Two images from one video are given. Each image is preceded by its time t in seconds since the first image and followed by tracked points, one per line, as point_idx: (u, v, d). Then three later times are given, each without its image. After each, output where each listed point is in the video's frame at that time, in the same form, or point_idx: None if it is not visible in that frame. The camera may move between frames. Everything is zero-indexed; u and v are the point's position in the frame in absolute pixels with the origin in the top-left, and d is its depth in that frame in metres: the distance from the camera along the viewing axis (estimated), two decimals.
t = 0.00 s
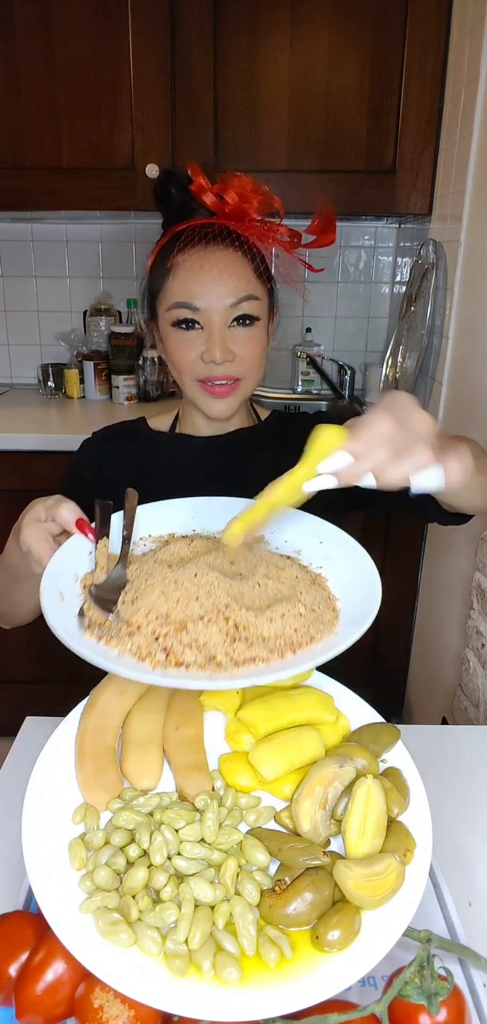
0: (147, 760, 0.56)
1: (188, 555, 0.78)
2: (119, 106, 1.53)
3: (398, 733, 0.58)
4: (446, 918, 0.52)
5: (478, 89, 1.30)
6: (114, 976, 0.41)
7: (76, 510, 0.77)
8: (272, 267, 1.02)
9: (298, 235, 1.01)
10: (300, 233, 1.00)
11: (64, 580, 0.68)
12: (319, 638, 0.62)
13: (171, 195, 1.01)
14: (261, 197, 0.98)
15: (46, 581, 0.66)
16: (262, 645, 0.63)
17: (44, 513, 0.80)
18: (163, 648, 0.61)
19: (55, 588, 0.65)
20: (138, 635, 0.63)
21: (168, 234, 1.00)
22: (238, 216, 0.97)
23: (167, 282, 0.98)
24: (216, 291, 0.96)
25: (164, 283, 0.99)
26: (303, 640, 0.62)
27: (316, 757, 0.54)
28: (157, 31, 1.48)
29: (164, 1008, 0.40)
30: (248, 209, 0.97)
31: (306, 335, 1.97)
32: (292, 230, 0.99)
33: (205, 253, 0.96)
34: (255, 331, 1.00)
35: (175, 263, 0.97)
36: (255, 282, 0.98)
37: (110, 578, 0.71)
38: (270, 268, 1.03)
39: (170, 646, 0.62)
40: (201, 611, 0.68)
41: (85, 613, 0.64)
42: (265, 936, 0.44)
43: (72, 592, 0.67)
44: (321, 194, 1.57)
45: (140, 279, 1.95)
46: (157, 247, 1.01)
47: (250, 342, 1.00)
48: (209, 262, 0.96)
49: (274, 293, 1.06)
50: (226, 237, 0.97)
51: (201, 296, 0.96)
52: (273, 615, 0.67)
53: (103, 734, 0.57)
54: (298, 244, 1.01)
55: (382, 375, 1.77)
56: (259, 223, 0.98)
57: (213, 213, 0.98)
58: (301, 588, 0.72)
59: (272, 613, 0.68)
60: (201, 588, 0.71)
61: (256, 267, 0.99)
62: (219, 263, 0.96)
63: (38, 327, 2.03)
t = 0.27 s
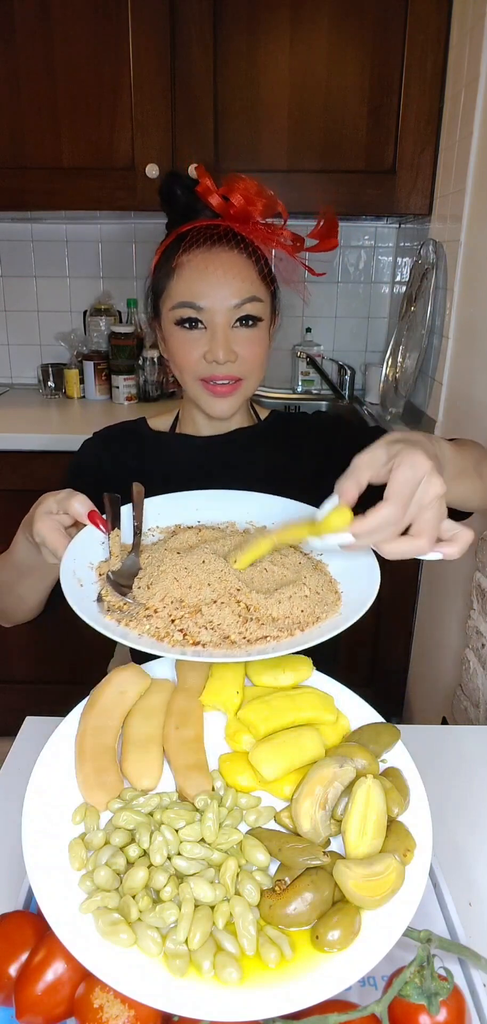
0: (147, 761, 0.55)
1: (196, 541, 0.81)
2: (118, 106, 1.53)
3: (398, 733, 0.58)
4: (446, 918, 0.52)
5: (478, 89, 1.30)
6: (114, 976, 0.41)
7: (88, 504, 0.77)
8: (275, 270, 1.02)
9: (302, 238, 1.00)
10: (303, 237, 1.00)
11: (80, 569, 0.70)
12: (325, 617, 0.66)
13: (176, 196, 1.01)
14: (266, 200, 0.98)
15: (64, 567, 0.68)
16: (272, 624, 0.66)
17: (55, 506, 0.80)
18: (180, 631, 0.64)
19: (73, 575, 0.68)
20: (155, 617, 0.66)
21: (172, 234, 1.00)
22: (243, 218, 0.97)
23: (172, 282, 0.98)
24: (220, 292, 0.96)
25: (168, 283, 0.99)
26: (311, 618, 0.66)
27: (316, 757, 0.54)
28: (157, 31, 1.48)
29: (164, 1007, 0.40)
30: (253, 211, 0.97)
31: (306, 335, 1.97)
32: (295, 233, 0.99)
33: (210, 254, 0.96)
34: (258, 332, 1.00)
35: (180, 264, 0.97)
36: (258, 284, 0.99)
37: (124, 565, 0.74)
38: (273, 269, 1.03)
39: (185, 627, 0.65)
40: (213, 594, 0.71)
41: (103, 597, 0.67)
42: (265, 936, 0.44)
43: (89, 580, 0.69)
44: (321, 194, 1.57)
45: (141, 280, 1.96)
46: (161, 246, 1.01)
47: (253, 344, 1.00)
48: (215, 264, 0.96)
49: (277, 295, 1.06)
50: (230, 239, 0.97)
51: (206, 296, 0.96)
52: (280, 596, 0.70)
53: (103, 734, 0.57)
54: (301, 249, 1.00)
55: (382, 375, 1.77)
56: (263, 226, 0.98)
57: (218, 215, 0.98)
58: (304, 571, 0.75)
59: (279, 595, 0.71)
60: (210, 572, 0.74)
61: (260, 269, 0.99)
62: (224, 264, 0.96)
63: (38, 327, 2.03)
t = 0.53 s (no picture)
0: (146, 761, 0.55)
1: (196, 547, 0.82)
2: (118, 106, 1.53)
3: (398, 733, 0.58)
4: (446, 917, 0.52)
5: (478, 89, 1.30)
6: (114, 976, 0.41)
7: (90, 510, 0.79)
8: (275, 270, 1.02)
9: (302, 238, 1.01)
10: (304, 236, 1.00)
11: (85, 572, 0.70)
12: (325, 618, 0.67)
13: (176, 196, 1.01)
14: (266, 200, 0.98)
15: (69, 572, 0.68)
16: (273, 627, 0.67)
17: (57, 512, 0.81)
18: (184, 634, 0.65)
19: (77, 579, 0.68)
20: (158, 619, 0.67)
21: (172, 234, 1.00)
22: (243, 218, 0.97)
23: (172, 283, 0.98)
24: (221, 294, 0.96)
25: (169, 284, 0.99)
26: (311, 620, 0.67)
27: (316, 757, 0.54)
28: (157, 31, 1.48)
29: (164, 1008, 0.40)
30: (253, 211, 0.97)
31: (306, 335, 1.97)
32: (295, 232, 0.99)
33: (210, 255, 0.96)
34: (259, 334, 1.00)
35: (180, 266, 0.97)
36: (258, 284, 0.99)
37: (128, 569, 0.74)
38: (273, 269, 1.04)
39: (188, 630, 0.66)
40: (214, 599, 0.72)
41: (108, 600, 0.67)
42: (265, 936, 0.44)
43: (93, 585, 0.69)
44: (321, 194, 1.57)
45: (141, 280, 1.96)
46: (161, 247, 1.01)
47: (254, 345, 1.00)
48: (216, 265, 0.96)
49: (277, 296, 1.06)
50: (230, 239, 0.97)
51: (207, 298, 0.96)
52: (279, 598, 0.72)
53: (103, 734, 0.57)
54: (301, 249, 1.00)
55: (382, 375, 1.77)
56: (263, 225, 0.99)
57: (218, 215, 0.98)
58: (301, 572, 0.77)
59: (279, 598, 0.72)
60: (210, 578, 0.75)
61: (260, 269, 0.99)
62: (225, 265, 0.96)
63: (38, 327, 2.03)
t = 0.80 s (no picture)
0: (146, 762, 0.55)
1: (197, 548, 0.82)
2: (119, 106, 1.53)
3: (398, 733, 0.58)
4: (446, 918, 0.52)
5: (478, 90, 1.30)
6: (114, 976, 0.41)
7: (91, 512, 0.79)
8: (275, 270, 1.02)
9: (302, 238, 1.01)
10: (304, 236, 1.01)
11: (87, 573, 0.70)
12: (327, 615, 0.66)
13: (175, 195, 1.01)
14: (266, 199, 0.98)
15: (72, 574, 0.68)
16: (275, 624, 0.67)
17: (58, 514, 0.82)
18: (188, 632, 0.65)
19: (80, 580, 0.67)
20: (161, 619, 0.67)
21: (171, 233, 1.00)
22: (243, 217, 0.98)
23: (171, 283, 0.98)
24: (221, 294, 0.96)
25: (168, 284, 0.99)
26: (313, 617, 0.67)
27: (316, 757, 0.54)
28: (157, 31, 1.48)
29: (164, 1008, 0.40)
30: (253, 211, 0.97)
31: (306, 335, 1.97)
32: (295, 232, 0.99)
33: (210, 255, 0.96)
34: (259, 334, 1.00)
35: (179, 265, 0.97)
36: (258, 284, 0.98)
37: (130, 570, 0.74)
38: (273, 268, 1.03)
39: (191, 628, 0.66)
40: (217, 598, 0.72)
41: (111, 600, 0.67)
42: (265, 936, 0.44)
43: (96, 586, 0.69)
44: (321, 195, 1.57)
45: (141, 280, 1.96)
46: (160, 247, 1.01)
47: (255, 345, 1.00)
48: (216, 265, 0.96)
49: (278, 296, 1.06)
50: (230, 238, 0.97)
51: (207, 298, 0.96)
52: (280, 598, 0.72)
53: (103, 734, 0.57)
54: (301, 247, 1.01)
55: (382, 375, 1.77)
56: (263, 225, 0.99)
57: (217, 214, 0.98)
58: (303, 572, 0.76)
59: (281, 596, 0.72)
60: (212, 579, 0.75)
61: (260, 269, 0.99)
62: (225, 265, 0.96)
63: (38, 327, 2.03)
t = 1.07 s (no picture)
0: (146, 762, 0.55)
1: (199, 555, 0.82)
2: (119, 106, 1.53)
3: (398, 733, 0.58)
4: (446, 918, 0.52)
5: (478, 90, 1.30)
6: (114, 976, 0.41)
7: (92, 517, 0.79)
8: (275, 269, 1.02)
9: (302, 237, 1.01)
10: (303, 235, 1.01)
11: (89, 579, 0.70)
12: (328, 621, 0.67)
13: (174, 195, 1.01)
14: (265, 198, 0.98)
15: (74, 580, 0.67)
16: (278, 632, 0.67)
17: (59, 520, 0.82)
18: (191, 636, 0.66)
19: (83, 585, 0.67)
20: (165, 624, 0.67)
21: (170, 233, 1.00)
22: (242, 217, 0.98)
23: (170, 283, 0.98)
24: (221, 294, 0.96)
25: (167, 284, 0.99)
26: (315, 625, 0.67)
27: (316, 757, 0.54)
28: (157, 31, 1.48)
29: (164, 1008, 0.40)
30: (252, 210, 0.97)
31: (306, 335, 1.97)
32: (295, 231, 0.99)
33: (209, 255, 0.96)
34: (259, 335, 1.00)
35: (178, 265, 0.97)
36: (258, 284, 0.98)
37: (132, 576, 0.74)
38: (273, 268, 1.03)
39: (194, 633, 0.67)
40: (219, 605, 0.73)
41: (114, 606, 0.67)
42: (265, 936, 0.44)
43: (98, 591, 0.69)
44: (321, 195, 1.57)
45: (141, 280, 1.96)
46: (159, 246, 1.01)
47: (255, 346, 1.00)
48: (215, 265, 0.96)
49: (277, 296, 1.06)
50: (230, 238, 0.97)
51: (207, 298, 0.96)
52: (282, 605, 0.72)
53: (103, 734, 0.57)
54: (300, 246, 1.01)
55: (382, 375, 1.77)
56: (262, 224, 0.99)
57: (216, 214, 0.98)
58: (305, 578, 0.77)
59: (282, 605, 0.72)
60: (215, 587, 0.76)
61: (260, 269, 0.99)
62: (224, 265, 0.96)
63: (38, 327, 2.03)
